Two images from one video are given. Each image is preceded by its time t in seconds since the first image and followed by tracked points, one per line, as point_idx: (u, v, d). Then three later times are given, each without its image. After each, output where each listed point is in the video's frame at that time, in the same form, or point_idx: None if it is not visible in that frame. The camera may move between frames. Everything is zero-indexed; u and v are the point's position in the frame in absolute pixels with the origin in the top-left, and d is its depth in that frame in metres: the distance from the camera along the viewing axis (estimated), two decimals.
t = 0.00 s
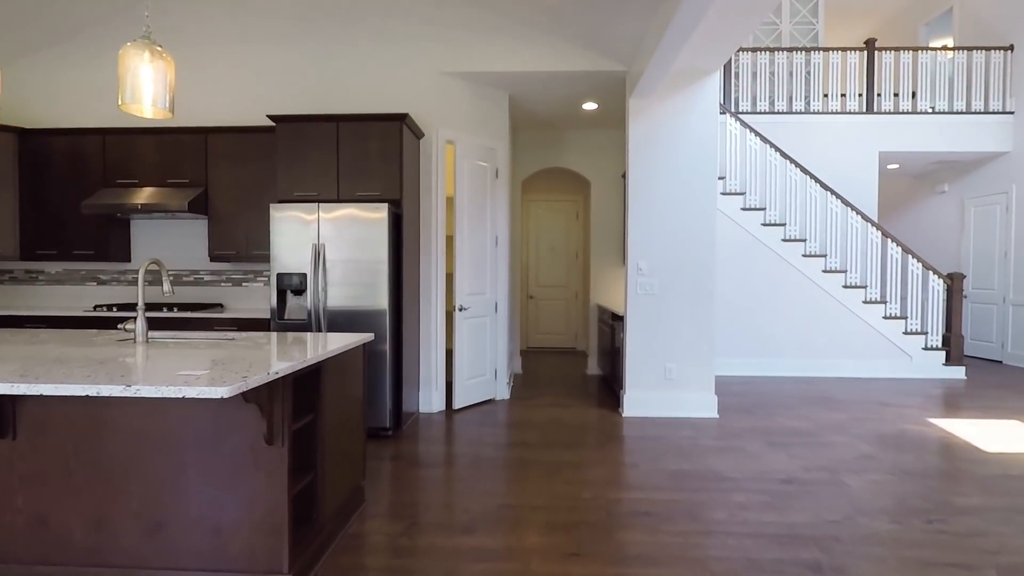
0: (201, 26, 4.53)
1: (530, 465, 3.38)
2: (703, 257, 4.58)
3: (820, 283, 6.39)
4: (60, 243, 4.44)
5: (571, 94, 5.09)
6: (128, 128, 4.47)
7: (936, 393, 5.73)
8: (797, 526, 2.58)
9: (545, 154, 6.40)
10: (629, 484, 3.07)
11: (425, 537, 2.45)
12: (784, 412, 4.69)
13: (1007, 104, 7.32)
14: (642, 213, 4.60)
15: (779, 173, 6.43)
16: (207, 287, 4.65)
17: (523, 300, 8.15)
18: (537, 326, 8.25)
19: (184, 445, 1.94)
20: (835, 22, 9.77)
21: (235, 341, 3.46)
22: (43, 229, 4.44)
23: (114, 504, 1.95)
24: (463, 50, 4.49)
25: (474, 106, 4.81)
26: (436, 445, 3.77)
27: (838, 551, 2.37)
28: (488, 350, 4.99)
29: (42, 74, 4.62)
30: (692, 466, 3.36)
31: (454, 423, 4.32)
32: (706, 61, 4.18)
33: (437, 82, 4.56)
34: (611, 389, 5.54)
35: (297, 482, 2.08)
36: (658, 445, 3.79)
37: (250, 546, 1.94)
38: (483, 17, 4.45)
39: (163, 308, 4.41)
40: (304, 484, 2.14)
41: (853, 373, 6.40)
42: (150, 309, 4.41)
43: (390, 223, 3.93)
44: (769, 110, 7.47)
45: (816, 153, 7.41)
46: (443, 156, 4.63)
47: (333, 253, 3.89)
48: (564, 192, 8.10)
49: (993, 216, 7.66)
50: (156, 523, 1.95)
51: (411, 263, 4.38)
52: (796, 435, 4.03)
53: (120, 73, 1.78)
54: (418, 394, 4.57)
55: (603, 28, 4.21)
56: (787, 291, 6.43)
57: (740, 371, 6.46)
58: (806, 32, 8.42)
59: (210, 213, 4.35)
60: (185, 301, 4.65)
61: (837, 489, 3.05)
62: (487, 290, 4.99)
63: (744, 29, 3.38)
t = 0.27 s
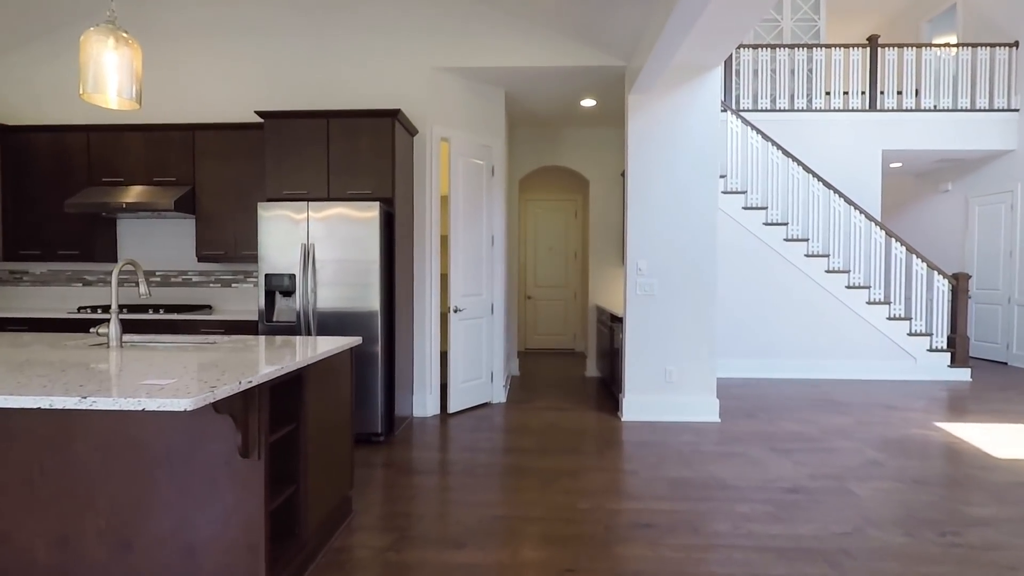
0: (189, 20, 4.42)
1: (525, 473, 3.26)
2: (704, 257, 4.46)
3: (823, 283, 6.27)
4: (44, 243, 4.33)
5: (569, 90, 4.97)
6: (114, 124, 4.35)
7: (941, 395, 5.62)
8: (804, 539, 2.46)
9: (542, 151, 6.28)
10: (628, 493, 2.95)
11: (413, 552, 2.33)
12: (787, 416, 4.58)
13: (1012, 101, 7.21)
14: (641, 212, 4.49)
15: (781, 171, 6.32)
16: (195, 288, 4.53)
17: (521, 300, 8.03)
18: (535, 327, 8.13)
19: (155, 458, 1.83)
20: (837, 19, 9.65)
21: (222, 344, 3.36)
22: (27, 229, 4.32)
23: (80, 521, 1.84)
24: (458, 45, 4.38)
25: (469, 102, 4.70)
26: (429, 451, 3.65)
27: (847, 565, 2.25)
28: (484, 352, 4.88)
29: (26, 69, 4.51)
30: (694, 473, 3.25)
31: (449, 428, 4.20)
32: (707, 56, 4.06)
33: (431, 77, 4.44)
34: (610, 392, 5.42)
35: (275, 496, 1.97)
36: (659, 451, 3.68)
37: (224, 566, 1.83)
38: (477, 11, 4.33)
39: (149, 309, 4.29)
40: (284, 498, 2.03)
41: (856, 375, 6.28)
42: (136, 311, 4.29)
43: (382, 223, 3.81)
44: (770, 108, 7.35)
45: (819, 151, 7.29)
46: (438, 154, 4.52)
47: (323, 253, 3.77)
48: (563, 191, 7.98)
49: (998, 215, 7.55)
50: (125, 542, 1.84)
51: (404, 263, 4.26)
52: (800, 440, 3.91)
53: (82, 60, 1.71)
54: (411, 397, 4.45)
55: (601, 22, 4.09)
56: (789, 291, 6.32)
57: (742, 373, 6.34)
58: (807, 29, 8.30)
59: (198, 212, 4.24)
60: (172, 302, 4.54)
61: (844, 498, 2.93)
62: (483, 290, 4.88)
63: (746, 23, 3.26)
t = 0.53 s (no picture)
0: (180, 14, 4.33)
1: (523, 479, 3.16)
2: (706, 256, 4.36)
3: (828, 283, 6.17)
4: (31, 242, 4.23)
5: (568, 86, 4.87)
6: (102, 120, 4.25)
7: (947, 397, 5.52)
8: (812, 550, 2.37)
9: (542, 149, 6.18)
10: (629, 500, 2.85)
11: (405, 564, 2.23)
12: (792, 419, 4.48)
13: (1018, 99, 7.12)
14: (642, 210, 4.39)
15: (783, 169, 6.22)
16: (186, 288, 4.44)
17: (520, 300, 7.94)
18: (534, 328, 8.03)
19: (129, 468, 1.73)
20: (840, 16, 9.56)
21: (211, 346, 3.16)
22: (14, 227, 4.22)
23: (50, 536, 1.74)
24: (454, 39, 4.28)
25: (466, 99, 4.60)
26: (424, 456, 3.55)
27: None
28: (481, 354, 4.78)
29: (15, 64, 4.41)
30: (697, 479, 3.15)
31: (446, 431, 4.11)
32: (710, 51, 3.96)
33: (427, 72, 4.34)
34: (610, 394, 5.32)
35: (258, 508, 1.86)
36: (661, 455, 3.58)
37: None
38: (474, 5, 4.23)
39: (138, 309, 4.19)
40: (267, 509, 1.93)
41: (860, 376, 6.19)
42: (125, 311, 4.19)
43: (376, 221, 3.71)
44: (773, 105, 7.25)
45: (822, 149, 7.18)
46: (434, 150, 4.42)
47: (315, 252, 3.67)
48: (563, 189, 7.88)
49: (1003, 214, 7.45)
50: (97, 558, 1.74)
51: (399, 263, 4.16)
52: (805, 444, 3.81)
53: (48, 44, 1.68)
54: (407, 400, 4.35)
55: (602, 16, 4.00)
56: (792, 291, 6.22)
57: (744, 374, 6.24)
58: (810, 26, 8.20)
59: (189, 210, 4.14)
60: (163, 302, 4.44)
61: (852, 506, 2.83)
62: (480, 290, 4.78)
63: (750, 16, 3.16)
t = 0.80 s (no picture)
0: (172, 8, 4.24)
1: (522, 485, 3.06)
2: (710, 255, 4.26)
3: (832, 283, 6.07)
4: (19, 240, 4.14)
5: (569, 82, 4.78)
6: (92, 116, 4.15)
7: (955, 399, 5.41)
8: (823, 561, 2.27)
9: (542, 146, 6.08)
10: (631, 508, 2.75)
11: None
12: (797, 422, 4.38)
13: None
14: (645, 208, 4.29)
15: (788, 167, 6.12)
16: (178, 288, 4.34)
17: (520, 300, 7.84)
18: (534, 328, 7.94)
19: (102, 479, 1.62)
20: (844, 14, 9.46)
21: (200, 346, 3.05)
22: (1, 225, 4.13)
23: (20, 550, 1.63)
24: (452, 33, 4.18)
25: (464, 94, 4.50)
26: (421, 460, 3.45)
27: None
28: (480, 355, 4.69)
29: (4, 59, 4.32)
30: (701, 485, 3.05)
31: (443, 434, 4.01)
32: (714, 45, 3.86)
33: (425, 67, 4.25)
34: (611, 396, 5.22)
35: (241, 520, 1.76)
36: (664, 460, 3.48)
37: None
38: None
39: (128, 310, 4.09)
40: (252, 519, 1.83)
41: (866, 378, 6.08)
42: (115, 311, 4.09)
43: (371, 219, 3.62)
44: (777, 102, 7.15)
45: (826, 147, 7.08)
46: (431, 147, 4.32)
47: (309, 251, 3.57)
48: (563, 188, 7.79)
49: (1010, 213, 7.34)
50: (68, 575, 1.63)
51: (396, 262, 4.06)
52: (812, 448, 3.71)
53: (15, 26, 1.65)
54: (404, 402, 4.25)
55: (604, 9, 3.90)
56: (796, 291, 6.12)
57: (748, 375, 6.14)
58: (813, 23, 8.10)
59: (180, 208, 4.04)
60: (154, 302, 4.34)
61: (863, 513, 2.73)
62: (479, 290, 4.68)
63: (756, 7, 3.06)
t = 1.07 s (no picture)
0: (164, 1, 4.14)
1: (523, 491, 2.96)
2: (716, 253, 4.15)
3: (839, 282, 5.96)
4: (7, 238, 4.03)
5: (570, 76, 4.67)
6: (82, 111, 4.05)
7: (965, 401, 5.31)
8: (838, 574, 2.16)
9: (543, 143, 5.97)
10: (636, 516, 2.65)
11: None
12: (805, 424, 4.27)
13: None
14: (649, 205, 4.18)
15: (793, 164, 6.01)
16: (170, 287, 4.24)
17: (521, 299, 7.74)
18: (535, 328, 7.83)
19: (72, 493, 1.50)
20: (848, 9, 9.34)
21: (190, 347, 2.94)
22: None
23: None
24: (451, 26, 4.08)
25: (464, 88, 4.40)
26: (419, 465, 3.35)
27: None
28: (480, 356, 4.58)
29: None
30: (708, 491, 2.95)
31: (442, 437, 3.90)
32: (721, 38, 3.75)
33: (423, 61, 4.14)
34: (614, 398, 5.12)
35: (223, 535, 1.65)
36: (668, 464, 3.38)
37: None
38: None
39: (118, 309, 3.99)
40: (236, 533, 1.72)
41: (872, 379, 5.98)
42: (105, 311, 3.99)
43: (368, 216, 3.51)
44: (781, 98, 7.03)
45: (832, 144, 6.97)
46: (430, 142, 4.21)
47: (303, 249, 3.46)
48: (565, 186, 7.68)
49: (1019, 211, 7.22)
50: None
51: (393, 261, 3.95)
52: (821, 452, 3.61)
53: None
54: (401, 404, 4.15)
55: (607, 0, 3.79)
56: (802, 290, 6.01)
57: (753, 376, 6.03)
58: (818, 18, 7.97)
59: (172, 205, 3.94)
60: (146, 302, 4.24)
61: (877, 521, 2.63)
62: (479, 289, 4.57)
63: None
